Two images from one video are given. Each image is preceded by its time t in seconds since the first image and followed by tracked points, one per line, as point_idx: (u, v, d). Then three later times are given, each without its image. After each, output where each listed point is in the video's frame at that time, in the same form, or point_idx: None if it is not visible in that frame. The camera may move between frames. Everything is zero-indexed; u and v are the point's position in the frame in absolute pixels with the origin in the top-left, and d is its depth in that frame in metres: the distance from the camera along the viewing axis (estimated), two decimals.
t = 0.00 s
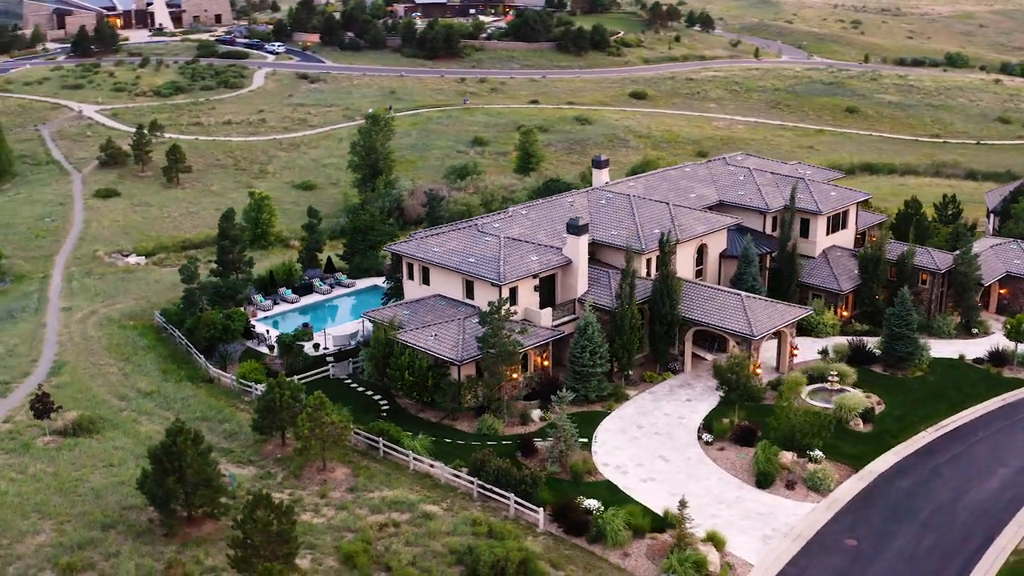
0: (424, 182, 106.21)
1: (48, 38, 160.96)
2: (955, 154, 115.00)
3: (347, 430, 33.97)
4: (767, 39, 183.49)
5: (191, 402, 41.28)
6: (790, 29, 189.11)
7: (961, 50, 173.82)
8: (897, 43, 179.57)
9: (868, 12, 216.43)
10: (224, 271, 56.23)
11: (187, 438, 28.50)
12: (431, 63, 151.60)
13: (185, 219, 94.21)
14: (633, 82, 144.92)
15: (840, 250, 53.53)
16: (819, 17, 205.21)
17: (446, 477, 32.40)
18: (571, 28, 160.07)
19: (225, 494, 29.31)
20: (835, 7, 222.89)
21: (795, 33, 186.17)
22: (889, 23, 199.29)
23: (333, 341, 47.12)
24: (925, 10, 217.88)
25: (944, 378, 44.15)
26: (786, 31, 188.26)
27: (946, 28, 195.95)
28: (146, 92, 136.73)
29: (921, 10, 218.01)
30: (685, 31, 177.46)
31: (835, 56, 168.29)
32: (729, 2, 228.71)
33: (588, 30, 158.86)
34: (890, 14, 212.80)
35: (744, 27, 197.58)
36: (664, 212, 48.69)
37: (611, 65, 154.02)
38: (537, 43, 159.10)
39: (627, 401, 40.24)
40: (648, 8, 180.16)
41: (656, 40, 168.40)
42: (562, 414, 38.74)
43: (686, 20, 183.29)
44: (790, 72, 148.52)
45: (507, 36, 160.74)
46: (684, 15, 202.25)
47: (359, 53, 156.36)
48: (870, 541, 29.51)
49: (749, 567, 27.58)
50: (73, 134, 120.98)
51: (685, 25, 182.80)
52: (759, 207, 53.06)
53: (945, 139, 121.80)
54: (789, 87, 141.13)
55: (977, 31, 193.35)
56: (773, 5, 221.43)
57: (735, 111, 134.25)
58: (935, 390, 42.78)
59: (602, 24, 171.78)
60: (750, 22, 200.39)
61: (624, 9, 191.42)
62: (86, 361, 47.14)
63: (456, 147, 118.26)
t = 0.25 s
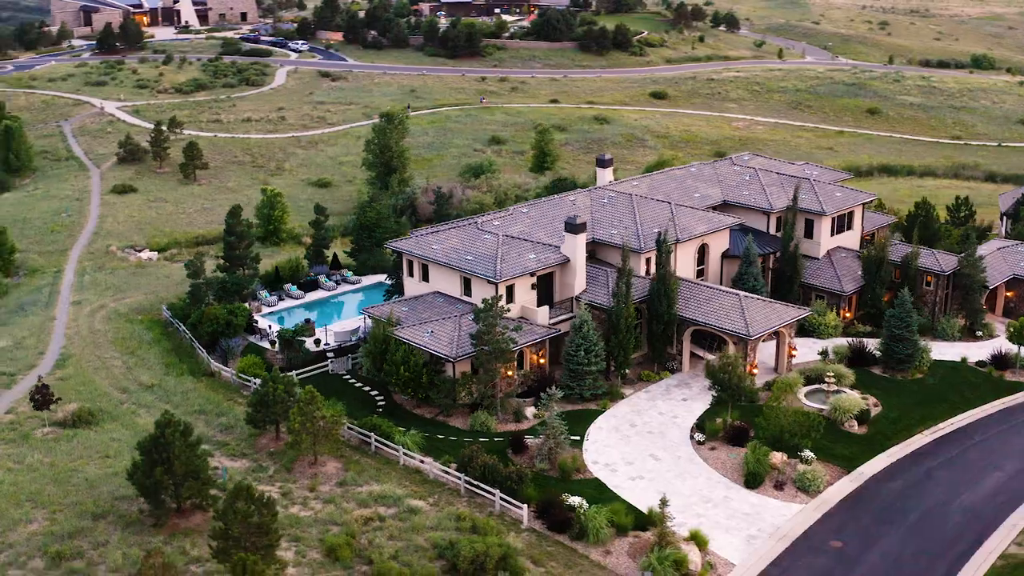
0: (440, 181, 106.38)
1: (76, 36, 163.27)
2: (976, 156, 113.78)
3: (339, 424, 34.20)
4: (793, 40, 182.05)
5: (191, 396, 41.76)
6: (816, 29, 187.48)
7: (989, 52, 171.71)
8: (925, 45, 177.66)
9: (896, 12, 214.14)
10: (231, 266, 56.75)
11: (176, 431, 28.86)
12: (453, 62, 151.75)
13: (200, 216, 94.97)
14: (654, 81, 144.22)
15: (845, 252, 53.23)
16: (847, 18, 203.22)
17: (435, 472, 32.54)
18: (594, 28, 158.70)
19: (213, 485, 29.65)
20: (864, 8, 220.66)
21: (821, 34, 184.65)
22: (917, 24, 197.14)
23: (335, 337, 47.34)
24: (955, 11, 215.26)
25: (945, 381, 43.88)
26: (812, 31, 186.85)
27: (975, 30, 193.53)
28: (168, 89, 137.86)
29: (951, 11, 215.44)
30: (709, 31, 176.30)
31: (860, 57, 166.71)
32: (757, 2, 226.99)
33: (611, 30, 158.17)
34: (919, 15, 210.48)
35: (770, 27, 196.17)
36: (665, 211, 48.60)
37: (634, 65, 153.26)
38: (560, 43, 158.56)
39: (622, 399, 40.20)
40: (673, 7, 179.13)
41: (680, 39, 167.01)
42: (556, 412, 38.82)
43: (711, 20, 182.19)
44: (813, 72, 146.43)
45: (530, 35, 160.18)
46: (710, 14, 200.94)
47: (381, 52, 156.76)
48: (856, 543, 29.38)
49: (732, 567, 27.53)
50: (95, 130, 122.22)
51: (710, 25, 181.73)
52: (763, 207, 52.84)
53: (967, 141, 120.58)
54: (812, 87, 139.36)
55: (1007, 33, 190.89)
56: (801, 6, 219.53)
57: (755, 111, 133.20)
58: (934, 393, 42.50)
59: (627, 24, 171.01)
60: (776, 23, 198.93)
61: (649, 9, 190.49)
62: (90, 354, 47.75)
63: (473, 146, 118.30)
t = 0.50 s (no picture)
0: (454, 179, 106.49)
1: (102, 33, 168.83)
2: (997, 159, 112.59)
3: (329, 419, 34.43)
4: (817, 41, 180.76)
5: (191, 389, 42.20)
6: (842, 31, 185.93)
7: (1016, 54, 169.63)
8: (951, 47, 175.56)
9: (924, 14, 211.92)
10: (237, 262, 57.22)
11: (165, 424, 29.22)
12: (473, 61, 151.88)
13: (215, 212, 95.75)
14: (675, 81, 143.50)
15: (848, 253, 52.92)
16: (874, 19, 201.29)
17: (423, 468, 32.69)
18: (617, 28, 158.23)
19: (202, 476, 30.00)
20: (891, 9, 218.36)
21: (846, 35, 183.18)
22: (944, 26, 195.05)
23: (335, 334, 47.54)
24: (985, 13, 212.60)
25: (946, 384, 43.55)
26: (837, 33, 185.49)
27: (1004, 32, 191.17)
28: (189, 86, 139.03)
29: (980, 13, 212.89)
30: (733, 32, 175.31)
31: (885, 58, 165.19)
32: (784, 3, 225.37)
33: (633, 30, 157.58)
34: (947, 17, 208.15)
35: (795, 28, 194.84)
36: (665, 211, 48.50)
37: (655, 65, 152.55)
38: (582, 42, 157.95)
39: (616, 399, 40.16)
40: (696, 8, 178.20)
41: (703, 40, 166.06)
42: (549, 410, 38.89)
43: (735, 21, 181.15)
44: (835, 74, 144.96)
45: (552, 34, 159.63)
46: (735, 14, 199.67)
47: (402, 50, 157.23)
48: (840, 545, 29.24)
49: (712, 567, 27.48)
50: (115, 127, 123.54)
51: (734, 26, 180.70)
52: (767, 208, 52.61)
53: (987, 143, 119.35)
54: (834, 88, 138.00)
55: None
56: (828, 7, 217.72)
57: (776, 112, 132.08)
58: (932, 397, 42.21)
59: (650, 24, 170.35)
60: (801, 23, 197.54)
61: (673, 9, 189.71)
62: (94, 347, 48.33)
63: (489, 144, 118.21)
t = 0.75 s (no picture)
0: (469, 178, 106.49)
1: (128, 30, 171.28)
2: (1017, 162, 111.23)
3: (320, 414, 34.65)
4: (842, 43, 179.21)
5: (189, 383, 42.64)
6: (868, 32, 184.25)
7: None
8: (979, 49, 173.26)
9: (952, 16, 209.39)
10: (242, 259, 57.65)
11: (153, 417, 29.58)
12: (494, 60, 151.78)
13: (229, 209, 96.45)
14: (695, 81, 142.62)
15: (851, 255, 52.63)
16: (902, 20, 199.10)
17: (411, 465, 32.81)
18: (640, 28, 157.44)
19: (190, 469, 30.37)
20: (919, 10, 215.77)
21: (872, 36, 181.44)
22: (972, 27, 192.69)
23: (334, 330, 47.85)
24: (1015, 15, 209.69)
25: (944, 388, 43.23)
26: (862, 34, 183.80)
27: None
28: (210, 83, 140.11)
29: (1010, 15, 210.07)
30: (758, 32, 174.04)
31: (910, 59, 163.45)
32: (811, 4, 223.41)
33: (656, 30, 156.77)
34: (976, 19, 205.56)
35: (820, 29, 193.25)
36: (666, 210, 48.41)
37: (678, 65, 151.59)
38: (604, 42, 157.14)
39: (610, 398, 40.12)
40: (721, 7, 177.01)
41: (726, 40, 164.83)
42: (542, 409, 38.93)
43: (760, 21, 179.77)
44: (857, 75, 143.82)
45: (574, 34, 158.93)
46: (761, 15, 198.25)
47: (424, 49, 157.46)
48: (822, 548, 29.12)
49: (692, 567, 27.43)
50: (134, 123, 124.74)
51: (758, 26, 179.37)
52: (770, 208, 52.40)
53: (1008, 146, 117.94)
54: (855, 89, 136.80)
55: None
56: (856, 8, 215.56)
57: (796, 113, 131.00)
58: (929, 401, 41.90)
59: (674, 23, 169.42)
60: (826, 24, 195.89)
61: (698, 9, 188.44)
62: (97, 341, 48.91)
63: (505, 144, 118.00)
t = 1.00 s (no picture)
0: (482, 176, 106.44)
1: (153, 27, 172.60)
2: None
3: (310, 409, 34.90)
4: (866, 44, 177.64)
5: (187, 377, 43.05)
6: (893, 34, 182.61)
7: None
8: (1006, 51, 171.07)
9: (980, 18, 206.83)
10: (246, 255, 58.04)
11: (141, 409, 29.91)
12: (515, 59, 151.63)
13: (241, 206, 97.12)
14: (715, 82, 141.69)
15: (854, 257, 52.32)
16: (929, 22, 197.02)
17: (397, 461, 32.93)
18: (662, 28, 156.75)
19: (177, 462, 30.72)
20: (948, 12, 213.33)
21: (897, 39, 179.78)
22: (1000, 30, 190.27)
23: (333, 327, 48.12)
24: None
25: (942, 392, 42.89)
26: (887, 36, 182.11)
27: None
28: (230, 81, 141.16)
29: None
30: (782, 33, 172.76)
31: (934, 61, 161.70)
32: (838, 5, 221.41)
33: (678, 31, 155.97)
34: (1005, 21, 202.96)
35: (845, 30, 191.73)
36: (665, 210, 48.30)
37: (700, 66, 150.64)
38: (625, 42, 156.59)
39: (603, 397, 40.04)
40: (745, 8, 175.92)
41: (749, 40, 163.91)
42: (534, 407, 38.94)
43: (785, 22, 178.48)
44: (878, 76, 142.79)
45: (595, 33, 158.25)
46: (786, 16, 196.89)
47: (445, 48, 157.67)
48: (805, 550, 28.98)
49: (670, 566, 27.35)
50: (153, 120, 125.83)
51: (783, 27, 178.09)
52: (771, 209, 52.17)
53: None
54: (875, 91, 135.74)
55: None
56: (884, 9, 213.51)
57: (815, 113, 130.07)
58: (926, 404, 41.57)
59: (697, 24, 168.56)
60: (851, 26, 194.27)
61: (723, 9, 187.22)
62: (100, 335, 49.48)
63: (521, 143, 117.77)
